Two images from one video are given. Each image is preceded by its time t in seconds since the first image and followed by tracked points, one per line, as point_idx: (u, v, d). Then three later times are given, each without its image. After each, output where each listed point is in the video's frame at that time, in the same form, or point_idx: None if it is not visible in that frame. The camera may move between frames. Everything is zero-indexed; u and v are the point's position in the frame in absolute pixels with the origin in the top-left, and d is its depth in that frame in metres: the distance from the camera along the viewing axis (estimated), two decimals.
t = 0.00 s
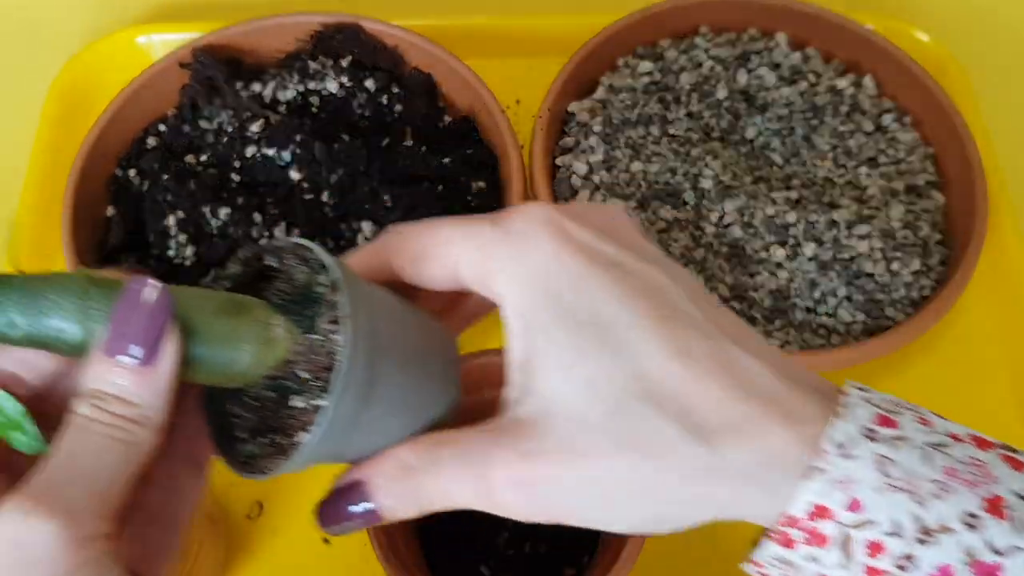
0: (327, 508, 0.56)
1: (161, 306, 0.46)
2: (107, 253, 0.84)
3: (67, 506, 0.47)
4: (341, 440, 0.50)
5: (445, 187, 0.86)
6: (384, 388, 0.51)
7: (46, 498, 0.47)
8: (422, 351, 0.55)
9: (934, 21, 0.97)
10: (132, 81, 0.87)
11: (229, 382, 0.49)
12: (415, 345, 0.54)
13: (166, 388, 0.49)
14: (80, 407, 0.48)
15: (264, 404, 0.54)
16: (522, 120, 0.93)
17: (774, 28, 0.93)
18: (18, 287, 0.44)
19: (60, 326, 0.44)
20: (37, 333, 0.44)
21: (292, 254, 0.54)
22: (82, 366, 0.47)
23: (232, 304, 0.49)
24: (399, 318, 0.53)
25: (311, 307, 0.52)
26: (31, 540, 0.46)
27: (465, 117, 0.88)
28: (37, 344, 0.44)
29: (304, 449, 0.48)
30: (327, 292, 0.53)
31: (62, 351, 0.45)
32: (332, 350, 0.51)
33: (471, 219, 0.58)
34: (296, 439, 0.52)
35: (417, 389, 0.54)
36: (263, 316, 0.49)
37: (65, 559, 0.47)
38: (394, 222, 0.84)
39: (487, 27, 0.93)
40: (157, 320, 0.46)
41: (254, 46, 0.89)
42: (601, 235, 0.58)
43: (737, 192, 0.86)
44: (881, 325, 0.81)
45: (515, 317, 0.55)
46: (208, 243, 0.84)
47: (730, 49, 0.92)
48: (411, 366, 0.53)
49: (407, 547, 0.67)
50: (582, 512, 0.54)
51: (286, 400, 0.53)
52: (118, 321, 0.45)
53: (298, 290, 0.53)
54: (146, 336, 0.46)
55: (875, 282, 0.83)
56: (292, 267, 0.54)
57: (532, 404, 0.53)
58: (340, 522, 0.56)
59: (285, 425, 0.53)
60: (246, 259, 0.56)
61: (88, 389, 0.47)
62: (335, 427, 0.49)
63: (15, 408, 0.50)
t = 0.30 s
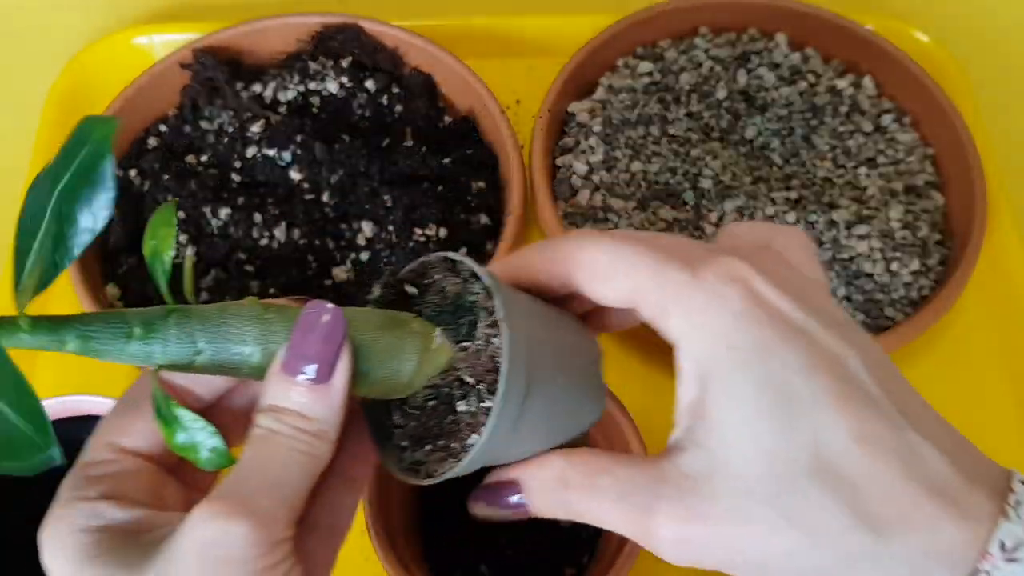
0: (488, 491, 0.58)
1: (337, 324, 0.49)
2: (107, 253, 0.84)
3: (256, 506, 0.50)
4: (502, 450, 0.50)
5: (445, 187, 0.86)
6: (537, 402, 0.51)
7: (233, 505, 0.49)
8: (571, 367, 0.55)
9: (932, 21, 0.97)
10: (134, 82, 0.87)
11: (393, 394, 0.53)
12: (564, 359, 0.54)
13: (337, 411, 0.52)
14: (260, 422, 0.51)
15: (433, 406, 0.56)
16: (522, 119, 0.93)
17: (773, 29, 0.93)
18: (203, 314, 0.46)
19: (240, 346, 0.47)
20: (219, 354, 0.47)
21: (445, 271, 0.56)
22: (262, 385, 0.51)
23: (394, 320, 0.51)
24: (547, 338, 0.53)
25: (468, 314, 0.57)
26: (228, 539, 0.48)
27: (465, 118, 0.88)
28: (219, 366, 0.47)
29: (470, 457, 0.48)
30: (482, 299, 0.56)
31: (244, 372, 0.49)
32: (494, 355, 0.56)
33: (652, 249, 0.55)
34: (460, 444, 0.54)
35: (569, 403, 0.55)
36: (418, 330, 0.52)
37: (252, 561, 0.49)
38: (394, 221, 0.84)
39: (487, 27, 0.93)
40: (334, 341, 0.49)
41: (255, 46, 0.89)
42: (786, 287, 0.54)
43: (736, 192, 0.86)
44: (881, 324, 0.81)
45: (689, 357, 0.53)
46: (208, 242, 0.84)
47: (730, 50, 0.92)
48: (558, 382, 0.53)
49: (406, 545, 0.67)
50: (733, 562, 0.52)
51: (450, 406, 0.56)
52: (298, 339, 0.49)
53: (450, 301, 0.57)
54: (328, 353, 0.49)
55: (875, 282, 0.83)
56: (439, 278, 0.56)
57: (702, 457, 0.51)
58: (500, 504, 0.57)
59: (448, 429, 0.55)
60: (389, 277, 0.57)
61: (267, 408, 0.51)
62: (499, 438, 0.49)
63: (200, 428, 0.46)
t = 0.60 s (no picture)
0: (628, 465, 0.60)
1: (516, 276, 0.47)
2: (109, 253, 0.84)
3: (456, 424, 0.49)
4: (644, 424, 0.52)
5: (445, 188, 0.86)
6: (693, 382, 0.51)
7: (429, 428, 0.48)
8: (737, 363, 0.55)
9: (930, 20, 0.98)
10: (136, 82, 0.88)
11: (545, 354, 0.52)
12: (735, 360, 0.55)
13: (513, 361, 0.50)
14: (440, 362, 0.49)
15: (582, 372, 0.52)
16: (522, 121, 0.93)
17: (771, 30, 0.94)
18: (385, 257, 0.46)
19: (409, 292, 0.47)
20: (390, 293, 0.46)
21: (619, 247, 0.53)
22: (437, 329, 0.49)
23: (553, 287, 0.51)
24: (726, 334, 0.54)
25: (632, 286, 0.51)
26: (424, 468, 0.48)
27: (465, 119, 0.89)
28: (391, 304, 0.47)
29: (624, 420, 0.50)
30: (642, 278, 0.51)
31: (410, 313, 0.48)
32: (643, 331, 0.50)
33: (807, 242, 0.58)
34: (604, 411, 0.51)
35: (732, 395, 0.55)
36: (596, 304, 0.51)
37: (449, 484, 0.48)
38: (394, 222, 0.84)
39: (487, 29, 0.94)
40: (506, 298, 0.47)
41: (256, 48, 0.90)
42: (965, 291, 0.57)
43: (735, 192, 0.87)
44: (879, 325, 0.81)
45: (857, 362, 0.55)
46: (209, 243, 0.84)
47: (728, 51, 0.93)
48: (723, 370, 0.53)
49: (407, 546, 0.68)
50: (891, 562, 0.53)
51: (598, 374, 0.51)
52: (473, 295, 0.47)
53: (607, 273, 0.52)
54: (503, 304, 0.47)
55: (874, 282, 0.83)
56: (604, 253, 0.53)
57: (854, 452, 0.53)
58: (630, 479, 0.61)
59: (592, 395, 0.51)
60: (570, 246, 0.55)
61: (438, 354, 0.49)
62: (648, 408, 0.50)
63: (389, 362, 0.44)
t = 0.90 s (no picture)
0: (892, 546, 0.60)
1: (843, 347, 0.49)
2: (108, 253, 0.84)
3: (778, 462, 0.48)
4: (932, 514, 0.53)
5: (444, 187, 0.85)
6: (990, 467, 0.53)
7: (761, 459, 0.48)
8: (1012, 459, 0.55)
9: (930, 21, 0.98)
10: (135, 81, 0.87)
11: (835, 424, 0.54)
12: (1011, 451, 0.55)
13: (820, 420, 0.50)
14: (761, 404, 0.49)
15: (872, 452, 0.54)
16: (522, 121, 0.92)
17: (772, 30, 0.94)
18: (720, 293, 0.52)
19: (732, 329, 0.51)
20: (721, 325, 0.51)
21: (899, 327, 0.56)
22: (754, 376, 0.50)
23: (859, 357, 0.52)
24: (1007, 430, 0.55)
25: (947, 382, 0.54)
26: (768, 494, 0.47)
27: (465, 118, 0.89)
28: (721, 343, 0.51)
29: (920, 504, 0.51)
30: (960, 372, 0.54)
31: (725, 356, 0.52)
32: (963, 423, 0.53)
33: None
34: (900, 492, 0.53)
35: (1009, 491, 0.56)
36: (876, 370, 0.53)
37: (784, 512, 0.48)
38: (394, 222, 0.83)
39: (488, 31, 0.94)
40: (833, 360, 0.49)
41: (256, 47, 0.90)
42: None
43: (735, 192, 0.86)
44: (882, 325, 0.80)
45: None
46: (208, 243, 0.84)
47: (729, 51, 0.93)
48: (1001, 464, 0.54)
49: (406, 546, 0.68)
50: None
51: (892, 456, 0.54)
52: (792, 352, 0.49)
53: (919, 362, 0.55)
54: (825, 371, 0.49)
55: (876, 281, 0.83)
56: (910, 343, 0.56)
57: None
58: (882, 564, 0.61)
59: (881, 475, 0.54)
60: (861, 327, 0.58)
61: (754, 399, 0.50)
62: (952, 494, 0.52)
63: (716, 391, 0.48)
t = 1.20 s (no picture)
0: None
1: (916, 408, 0.50)
2: (110, 252, 0.84)
3: (850, 516, 0.48)
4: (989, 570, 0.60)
5: (445, 188, 0.86)
6: None
7: (834, 511, 0.47)
8: None
9: (928, 23, 0.99)
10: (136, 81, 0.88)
11: (897, 481, 0.57)
12: None
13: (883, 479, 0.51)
14: (835, 459, 0.50)
15: (931, 512, 0.61)
16: (521, 122, 0.92)
17: (770, 32, 0.94)
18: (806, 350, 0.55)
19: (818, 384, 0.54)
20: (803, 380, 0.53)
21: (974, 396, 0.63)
22: (824, 433, 0.52)
23: (926, 421, 0.56)
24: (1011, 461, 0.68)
25: (1004, 449, 0.61)
26: (841, 543, 0.46)
27: (465, 119, 0.89)
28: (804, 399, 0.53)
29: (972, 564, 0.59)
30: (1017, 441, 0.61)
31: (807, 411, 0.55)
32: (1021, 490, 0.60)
33: None
34: (955, 551, 0.60)
35: None
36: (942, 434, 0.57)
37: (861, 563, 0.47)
38: (394, 222, 0.84)
39: (488, 33, 0.95)
40: (904, 425, 0.50)
41: (257, 48, 0.91)
42: None
43: (734, 193, 0.87)
44: (880, 324, 0.80)
45: None
46: (210, 243, 0.84)
47: (728, 52, 0.93)
48: None
49: (406, 544, 0.68)
50: None
51: (950, 517, 0.61)
52: (867, 410, 0.51)
53: (983, 428, 0.62)
54: (897, 431, 0.50)
55: (873, 281, 0.83)
56: (973, 408, 0.63)
57: None
58: None
59: (938, 534, 0.60)
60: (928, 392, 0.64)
61: (826, 453, 0.51)
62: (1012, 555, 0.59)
63: (794, 442, 0.48)
